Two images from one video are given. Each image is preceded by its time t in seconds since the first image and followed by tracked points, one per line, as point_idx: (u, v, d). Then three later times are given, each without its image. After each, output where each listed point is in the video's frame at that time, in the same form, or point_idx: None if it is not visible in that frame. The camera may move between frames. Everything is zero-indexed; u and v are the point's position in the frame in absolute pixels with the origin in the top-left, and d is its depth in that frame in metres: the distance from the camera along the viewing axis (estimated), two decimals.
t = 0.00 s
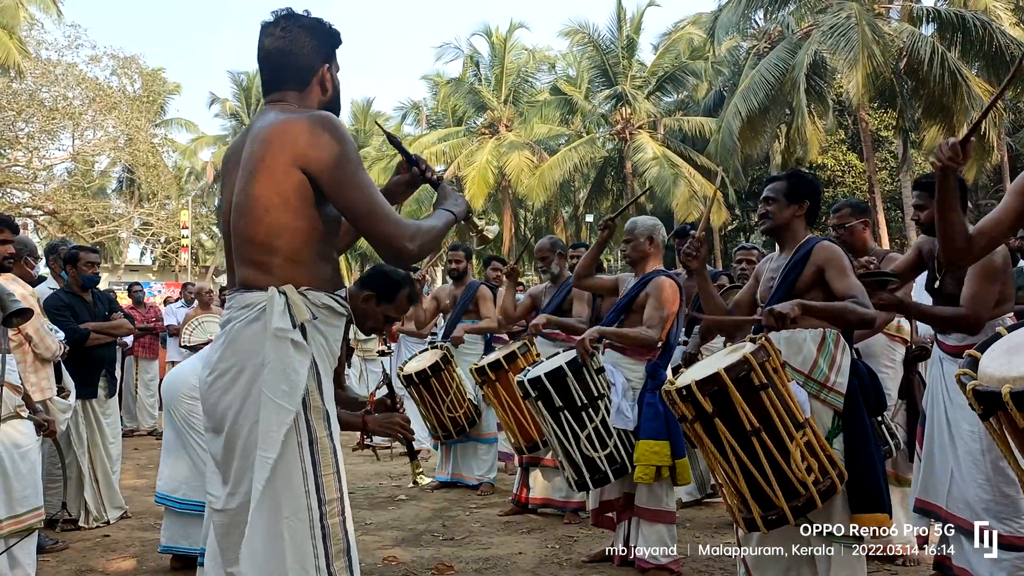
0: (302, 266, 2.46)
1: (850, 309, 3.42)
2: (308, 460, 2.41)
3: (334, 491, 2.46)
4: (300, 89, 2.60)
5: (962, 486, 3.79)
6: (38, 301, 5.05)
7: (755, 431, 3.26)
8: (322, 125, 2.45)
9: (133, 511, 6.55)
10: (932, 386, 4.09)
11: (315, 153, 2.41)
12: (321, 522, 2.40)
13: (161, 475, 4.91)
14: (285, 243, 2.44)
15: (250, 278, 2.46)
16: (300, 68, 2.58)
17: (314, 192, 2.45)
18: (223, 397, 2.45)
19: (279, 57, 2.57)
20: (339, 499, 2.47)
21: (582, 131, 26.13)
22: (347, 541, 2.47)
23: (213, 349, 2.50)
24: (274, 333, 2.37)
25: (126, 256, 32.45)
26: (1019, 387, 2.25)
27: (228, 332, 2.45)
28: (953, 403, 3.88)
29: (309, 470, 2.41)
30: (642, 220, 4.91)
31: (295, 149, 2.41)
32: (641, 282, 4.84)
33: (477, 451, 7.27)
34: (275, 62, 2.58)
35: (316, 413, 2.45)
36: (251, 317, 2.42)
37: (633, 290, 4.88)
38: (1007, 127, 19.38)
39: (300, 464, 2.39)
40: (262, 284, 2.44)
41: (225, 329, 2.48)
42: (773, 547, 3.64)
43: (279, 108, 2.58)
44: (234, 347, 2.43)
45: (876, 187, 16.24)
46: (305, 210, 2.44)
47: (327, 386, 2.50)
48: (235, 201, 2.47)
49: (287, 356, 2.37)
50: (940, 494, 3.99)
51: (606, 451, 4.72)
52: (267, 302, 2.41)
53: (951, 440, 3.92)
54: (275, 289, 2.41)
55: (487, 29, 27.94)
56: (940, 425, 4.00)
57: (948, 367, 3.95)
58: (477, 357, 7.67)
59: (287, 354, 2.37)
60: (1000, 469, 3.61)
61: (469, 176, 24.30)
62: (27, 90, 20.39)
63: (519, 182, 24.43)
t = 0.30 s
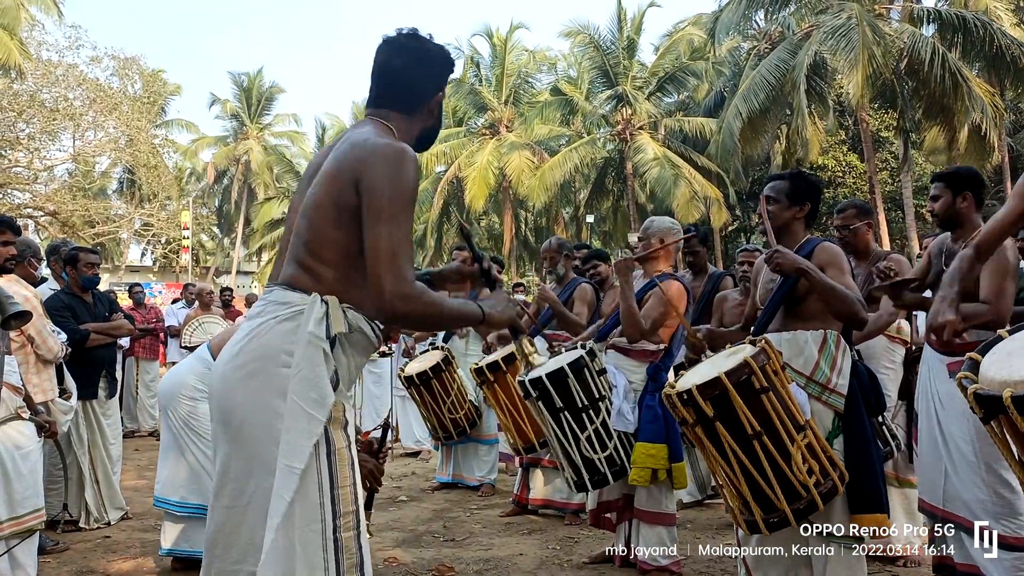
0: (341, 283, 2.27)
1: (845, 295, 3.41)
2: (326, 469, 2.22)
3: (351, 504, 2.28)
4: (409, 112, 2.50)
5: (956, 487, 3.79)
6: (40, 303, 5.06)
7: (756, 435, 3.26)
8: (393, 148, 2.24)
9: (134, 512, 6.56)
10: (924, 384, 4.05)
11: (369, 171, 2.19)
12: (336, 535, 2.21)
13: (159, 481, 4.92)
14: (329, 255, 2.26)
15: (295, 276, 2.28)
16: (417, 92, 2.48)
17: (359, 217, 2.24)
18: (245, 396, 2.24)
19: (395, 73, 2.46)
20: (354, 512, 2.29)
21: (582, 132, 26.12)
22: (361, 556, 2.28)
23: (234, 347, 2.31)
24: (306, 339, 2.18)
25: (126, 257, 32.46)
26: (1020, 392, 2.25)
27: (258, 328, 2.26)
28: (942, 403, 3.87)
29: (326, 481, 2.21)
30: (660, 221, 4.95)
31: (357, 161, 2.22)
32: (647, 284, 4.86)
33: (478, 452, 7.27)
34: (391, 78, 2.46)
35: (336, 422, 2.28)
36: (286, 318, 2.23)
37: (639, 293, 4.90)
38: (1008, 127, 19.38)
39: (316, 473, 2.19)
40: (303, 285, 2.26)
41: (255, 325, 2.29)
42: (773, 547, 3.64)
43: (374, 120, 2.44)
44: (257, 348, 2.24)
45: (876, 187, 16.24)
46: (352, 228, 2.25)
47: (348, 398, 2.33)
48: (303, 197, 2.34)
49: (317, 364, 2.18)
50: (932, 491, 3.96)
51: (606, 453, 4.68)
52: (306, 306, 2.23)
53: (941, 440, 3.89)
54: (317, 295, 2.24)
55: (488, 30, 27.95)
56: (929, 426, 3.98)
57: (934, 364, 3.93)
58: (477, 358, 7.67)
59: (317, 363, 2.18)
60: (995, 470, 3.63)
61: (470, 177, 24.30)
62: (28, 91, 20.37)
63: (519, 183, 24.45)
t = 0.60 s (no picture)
0: (367, 310, 2.26)
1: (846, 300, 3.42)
2: (334, 480, 2.22)
3: (357, 513, 2.29)
4: (492, 177, 2.47)
5: (955, 488, 3.77)
6: (42, 304, 5.07)
7: (758, 434, 3.26)
8: (466, 210, 2.19)
9: (136, 513, 6.56)
10: (928, 387, 4.05)
11: (435, 224, 2.16)
12: (342, 546, 2.21)
13: (159, 485, 4.92)
14: (371, 285, 2.25)
15: (329, 290, 2.27)
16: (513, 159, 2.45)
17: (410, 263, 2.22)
18: (250, 401, 2.21)
19: (493, 133, 2.44)
20: (360, 521, 2.29)
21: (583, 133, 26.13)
22: (369, 563, 2.30)
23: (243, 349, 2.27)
24: (323, 357, 2.17)
25: (127, 257, 32.48)
26: (1018, 395, 2.24)
27: (270, 333, 2.24)
28: (943, 405, 3.87)
29: (333, 492, 2.21)
30: (654, 221, 4.98)
31: (429, 210, 2.19)
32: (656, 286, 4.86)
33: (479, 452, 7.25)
34: (492, 139, 2.44)
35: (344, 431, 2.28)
36: (307, 330, 2.22)
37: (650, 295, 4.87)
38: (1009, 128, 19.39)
39: (323, 484, 2.19)
40: (335, 303, 2.25)
41: (272, 329, 2.26)
42: (774, 547, 3.65)
43: (457, 170, 2.42)
44: (270, 356, 2.21)
45: (877, 188, 16.22)
46: (399, 268, 2.23)
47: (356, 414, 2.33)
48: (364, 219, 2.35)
49: (331, 381, 2.16)
50: (931, 494, 3.94)
51: (607, 454, 4.72)
52: (328, 322, 2.22)
53: (942, 442, 3.89)
54: (342, 315, 2.22)
55: (489, 31, 27.98)
56: (931, 428, 3.98)
57: (935, 366, 3.97)
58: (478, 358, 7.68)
59: (331, 381, 2.16)
60: (994, 472, 3.62)
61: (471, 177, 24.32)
62: (29, 91, 20.36)
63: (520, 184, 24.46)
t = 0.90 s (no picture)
0: (377, 322, 2.26)
1: (854, 298, 3.41)
2: (339, 484, 2.23)
3: (362, 516, 2.29)
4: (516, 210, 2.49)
5: (964, 489, 3.73)
6: (45, 304, 5.09)
7: (760, 436, 3.27)
8: (487, 238, 2.20)
9: (138, 513, 6.57)
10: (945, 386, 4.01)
11: (456, 250, 2.16)
12: (350, 550, 2.23)
13: (161, 487, 4.94)
14: (385, 299, 2.25)
15: (341, 297, 2.27)
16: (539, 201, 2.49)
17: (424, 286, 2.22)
18: (254, 405, 2.21)
19: (527, 174, 2.50)
20: (366, 525, 2.30)
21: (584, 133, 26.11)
22: (375, 565, 2.31)
23: (246, 351, 2.28)
24: (330, 363, 2.17)
25: (128, 257, 32.51)
26: (1019, 396, 2.26)
27: (278, 337, 2.25)
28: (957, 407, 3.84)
29: (338, 497, 2.22)
30: (638, 222, 4.89)
31: (452, 234, 2.20)
32: (644, 283, 4.86)
33: (480, 453, 7.23)
34: (525, 178, 2.49)
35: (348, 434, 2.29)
36: (315, 337, 2.23)
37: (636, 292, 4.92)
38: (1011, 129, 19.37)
39: (328, 487, 2.20)
40: (345, 312, 2.25)
41: (279, 334, 2.26)
42: (774, 548, 3.65)
43: (484, 199, 2.45)
44: (274, 360, 2.22)
45: (879, 188, 16.17)
46: (415, 287, 2.24)
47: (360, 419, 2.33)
48: (384, 232, 2.35)
49: (337, 388, 2.16)
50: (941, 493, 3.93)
51: (606, 457, 4.72)
52: (337, 330, 2.22)
53: (954, 443, 3.87)
54: (351, 324, 2.22)
55: (491, 31, 27.98)
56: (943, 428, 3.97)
57: (950, 367, 3.90)
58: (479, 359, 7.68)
59: (337, 387, 2.16)
60: (999, 475, 3.57)
61: (472, 177, 24.34)
62: (31, 91, 20.37)
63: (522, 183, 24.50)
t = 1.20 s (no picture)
0: (370, 316, 2.27)
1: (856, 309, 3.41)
2: (338, 480, 2.24)
3: (359, 514, 2.30)
4: (502, 196, 2.51)
5: (977, 492, 3.66)
6: (47, 303, 5.10)
7: (759, 436, 3.27)
8: (473, 222, 2.22)
9: (139, 512, 6.57)
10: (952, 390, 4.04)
11: (443, 233, 2.19)
12: (350, 547, 2.24)
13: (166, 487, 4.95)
14: (375, 291, 2.27)
15: (333, 292, 2.28)
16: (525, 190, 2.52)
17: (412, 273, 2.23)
18: (251, 403, 2.21)
19: (512, 165, 2.53)
20: (363, 522, 2.31)
21: (585, 133, 26.08)
22: (373, 563, 2.31)
23: (239, 350, 2.29)
24: (327, 358, 2.17)
25: (129, 257, 32.51)
26: (1019, 401, 2.26)
27: (274, 335, 2.25)
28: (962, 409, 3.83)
29: (338, 494, 2.23)
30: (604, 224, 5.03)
31: (437, 219, 2.23)
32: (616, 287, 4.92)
33: (479, 453, 7.24)
34: (508, 168, 2.53)
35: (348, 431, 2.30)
36: (309, 332, 2.24)
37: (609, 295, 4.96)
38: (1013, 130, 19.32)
39: (329, 483, 2.21)
40: (338, 308, 2.26)
41: (272, 331, 2.27)
42: (774, 548, 3.67)
43: (471, 188, 2.47)
44: (269, 357, 2.23)
45: (880, 189, 16.12)
46: (404, 276, 2.25)
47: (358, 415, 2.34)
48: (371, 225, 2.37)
49: (336, 383, 2.16)
50: (955, 497, 3.95)
51: (615, 459, 4.65)
52: (332, 325, 2.23)
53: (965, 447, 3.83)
54: (345, 318, 2.23)
55: (492, 31, 27.98)
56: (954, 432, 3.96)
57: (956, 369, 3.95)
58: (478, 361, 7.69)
59: (336, 382, 2.16)
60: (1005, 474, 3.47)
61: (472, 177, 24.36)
62: (33, 91, 20.40)
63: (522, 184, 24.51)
